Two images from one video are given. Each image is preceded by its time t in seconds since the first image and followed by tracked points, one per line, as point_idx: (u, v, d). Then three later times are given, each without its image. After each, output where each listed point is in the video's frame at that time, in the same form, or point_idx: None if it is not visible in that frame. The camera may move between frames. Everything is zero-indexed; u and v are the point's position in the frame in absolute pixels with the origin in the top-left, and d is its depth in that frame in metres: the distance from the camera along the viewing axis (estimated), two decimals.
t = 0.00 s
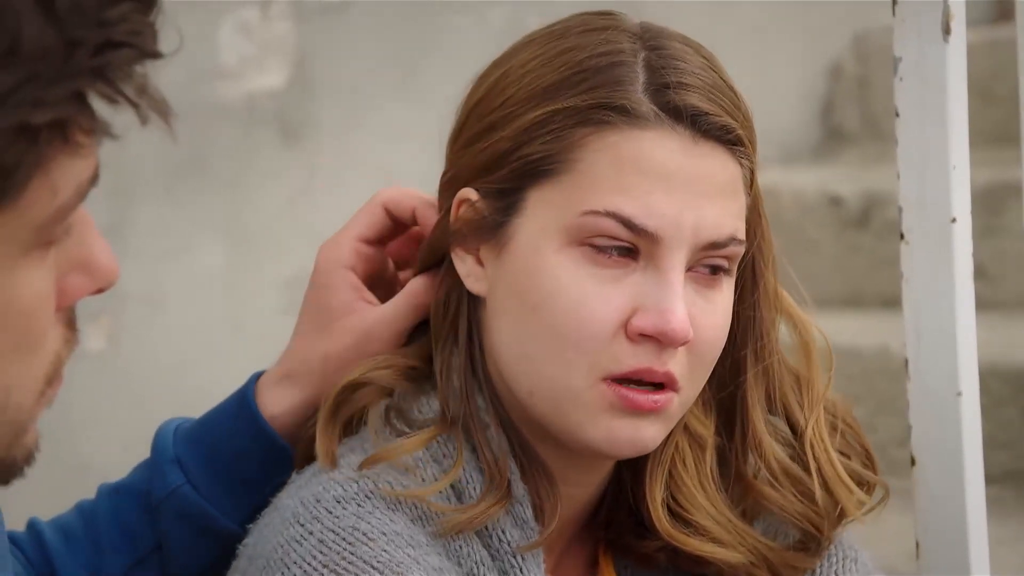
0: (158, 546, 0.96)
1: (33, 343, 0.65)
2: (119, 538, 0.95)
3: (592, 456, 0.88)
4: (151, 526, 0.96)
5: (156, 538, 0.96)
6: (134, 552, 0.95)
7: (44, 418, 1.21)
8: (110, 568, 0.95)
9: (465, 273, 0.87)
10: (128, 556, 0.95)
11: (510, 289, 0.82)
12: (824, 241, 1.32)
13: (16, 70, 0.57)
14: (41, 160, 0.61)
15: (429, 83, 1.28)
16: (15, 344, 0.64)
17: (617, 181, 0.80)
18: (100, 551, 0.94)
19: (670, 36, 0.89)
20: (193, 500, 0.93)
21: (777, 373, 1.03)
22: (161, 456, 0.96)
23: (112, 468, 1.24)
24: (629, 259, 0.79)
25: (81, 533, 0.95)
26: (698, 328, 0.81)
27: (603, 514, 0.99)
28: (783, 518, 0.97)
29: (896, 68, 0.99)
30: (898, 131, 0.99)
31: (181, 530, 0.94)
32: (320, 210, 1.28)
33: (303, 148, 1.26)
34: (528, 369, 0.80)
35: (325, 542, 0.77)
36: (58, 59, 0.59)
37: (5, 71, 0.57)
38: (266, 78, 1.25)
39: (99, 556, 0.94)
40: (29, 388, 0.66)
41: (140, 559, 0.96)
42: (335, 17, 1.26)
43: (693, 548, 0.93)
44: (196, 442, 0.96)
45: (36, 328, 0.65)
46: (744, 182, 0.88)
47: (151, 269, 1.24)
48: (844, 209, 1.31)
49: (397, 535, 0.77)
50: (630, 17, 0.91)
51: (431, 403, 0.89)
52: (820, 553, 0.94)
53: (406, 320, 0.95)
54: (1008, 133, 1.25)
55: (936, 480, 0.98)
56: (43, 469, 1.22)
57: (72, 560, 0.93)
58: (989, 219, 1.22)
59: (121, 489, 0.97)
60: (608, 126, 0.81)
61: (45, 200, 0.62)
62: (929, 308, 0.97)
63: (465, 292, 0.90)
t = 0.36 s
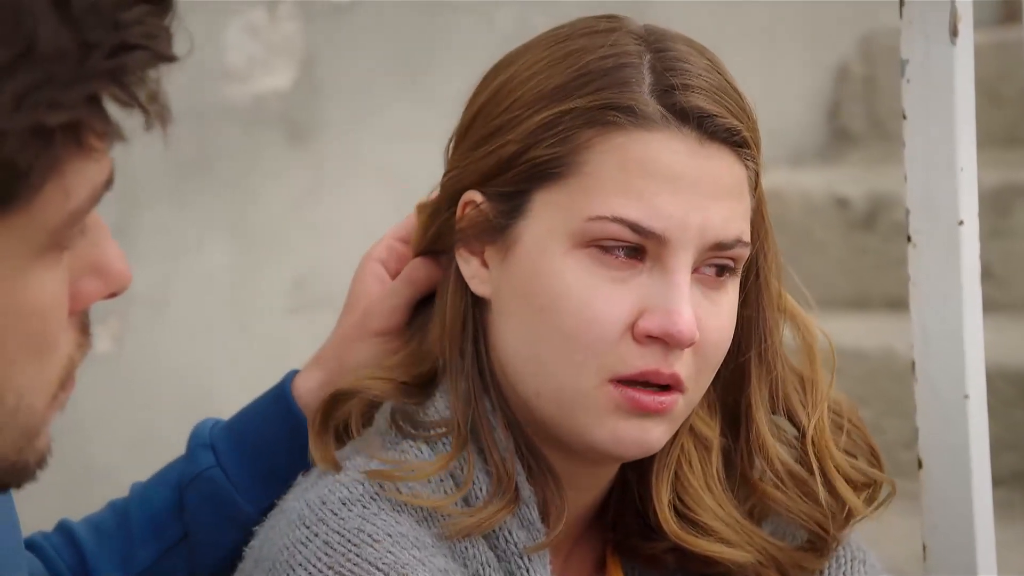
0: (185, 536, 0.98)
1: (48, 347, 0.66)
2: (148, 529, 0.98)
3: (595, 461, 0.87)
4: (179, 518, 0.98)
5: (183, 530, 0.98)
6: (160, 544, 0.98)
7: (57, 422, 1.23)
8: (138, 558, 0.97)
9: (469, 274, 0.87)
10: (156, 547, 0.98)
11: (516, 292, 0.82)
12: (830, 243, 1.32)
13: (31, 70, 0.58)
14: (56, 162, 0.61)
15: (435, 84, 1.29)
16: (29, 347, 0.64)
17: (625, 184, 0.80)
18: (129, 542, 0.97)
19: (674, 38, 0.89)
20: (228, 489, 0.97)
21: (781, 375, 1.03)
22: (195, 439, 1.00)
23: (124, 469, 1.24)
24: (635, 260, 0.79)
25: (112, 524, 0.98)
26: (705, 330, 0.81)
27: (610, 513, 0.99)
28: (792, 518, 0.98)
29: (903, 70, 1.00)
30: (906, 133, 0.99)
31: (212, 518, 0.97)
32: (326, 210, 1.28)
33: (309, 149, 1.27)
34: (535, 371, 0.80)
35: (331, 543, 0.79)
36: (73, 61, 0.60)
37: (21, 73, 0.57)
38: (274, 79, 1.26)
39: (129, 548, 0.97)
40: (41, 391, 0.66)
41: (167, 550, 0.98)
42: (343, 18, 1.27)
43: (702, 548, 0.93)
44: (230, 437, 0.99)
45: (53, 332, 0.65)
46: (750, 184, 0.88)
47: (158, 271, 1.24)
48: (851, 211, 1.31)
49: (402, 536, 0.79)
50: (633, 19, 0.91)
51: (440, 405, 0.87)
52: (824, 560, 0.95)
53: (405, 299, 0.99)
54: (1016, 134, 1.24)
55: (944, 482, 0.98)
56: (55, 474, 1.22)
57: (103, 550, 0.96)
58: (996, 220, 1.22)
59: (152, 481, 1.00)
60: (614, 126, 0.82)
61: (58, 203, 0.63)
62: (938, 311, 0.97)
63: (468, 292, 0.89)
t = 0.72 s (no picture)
0: (202, 544, 1.00)
1: (69, 348, 0.66)
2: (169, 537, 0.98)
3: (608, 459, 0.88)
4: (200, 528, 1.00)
5: (200, 536, 1.00)
6: (179, 552, 0.99)
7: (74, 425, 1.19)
8: (157, 565, 0.98)
9: (477, 275, 0.87)
10: (175, 555, 0.98)
11: (527, 289, 0.82)
12: (837, 244, 1.33)
13: (61, 73, 0.58)
14: (81, 163, 0.62)
15: (443, 84, 1.29)
16: (48, 347, 0.65)
17: (634, 181, 0.80)
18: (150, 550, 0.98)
19: (676, 36, 0.89)
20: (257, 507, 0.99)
21: (792, 372, 1.03)
22: (224, 446, 1.03)
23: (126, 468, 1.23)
24: (647, 255, 0.79)
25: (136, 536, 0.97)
26: (715, 327, 0.82)
27: (622, 510, 0.99)
28: (806, 514, 0.98)
29: (913, 70, 1.00)
30: (914, 132, 0.99)
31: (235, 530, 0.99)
32: (333, 208, 1.28)
33: (317, 148, 1.27)
34: (547, 369, 0.80)
35: (338, 542, 0.79)
36: (100, 63, 0.60)
37: (48, 76, 0.58)
38: (281, 78, 1.25)
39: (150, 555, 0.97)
40: (62, 391, 0.67)
41: (184, 558, 0.99)
42: (351, 18, 1.27)
43: (717, 545, 0.93)
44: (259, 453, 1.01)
45: (74, 333, 0.66)
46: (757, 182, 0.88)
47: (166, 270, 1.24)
48: (859, 211, 1.32)
49: (410, 535, 0.79)
50: (635, 18, 0.91)
51: (448, 406, 0.88)
52: (839, 554, 0.95)
53: (419, 307, 1.00)
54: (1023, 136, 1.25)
55: (953, 482, 0.98)
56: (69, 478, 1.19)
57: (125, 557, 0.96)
58: (1004, 222, 1.22)
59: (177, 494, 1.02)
60: (621, 124, 0.82)
61: (81, 205, 0.63)
62: (946, 311, 0.97)
63: (474, 291, 0.90)
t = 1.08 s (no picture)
0: (206, 546, 1.00)
1: (72, 348, 0.66)
2: (173, 539, 0.99)
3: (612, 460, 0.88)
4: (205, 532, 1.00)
5: (205, 539, 1.00)
6: (183, 554, 0.99)
7: (74, 422, 1.18)
8: (161, 569, 0.98)
9: (478, 286, 0.87)
10: (179, 557, 0.99)
11: (535, 296, 0.81)
12: (837, 246, 1.33)
13: (66, 75, 0.59)
14: (88, 164, 0.62)
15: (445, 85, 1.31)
16: (50, 348, 0.65)
17: (638, 181, 0.80)
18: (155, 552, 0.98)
19: (656, 35, 0.90)
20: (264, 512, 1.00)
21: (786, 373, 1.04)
22: (232, 450, 1.03)
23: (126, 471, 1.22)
24: (654, 252, 0.80)
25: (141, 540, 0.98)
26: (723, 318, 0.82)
27: (620, 515, 0.99)
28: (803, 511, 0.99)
29: (909, 73, 1.00)
30: (911, 134, 0.99)
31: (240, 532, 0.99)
32: (334, 209, 1.28)
33: (317, 148, 1.27)
34: (552, 367, 0.81)
35: (335, 546, 0.80)
36: (106, 66, 0.60)
37: (55, 78, 0.59)
38: (279, 80, 1.24)
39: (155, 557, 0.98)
40: (64, 393, 0.67)
41: (189, 559, 1.00)
42: (350, 21, 1.27)
43: (714, 544, 0.94)
44: (267, 457, 1.01)
45: (76, 333, 0.66)
46: (748, 170, 0.89)
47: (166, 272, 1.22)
48: (857, 214, 1.31)
49: (407, 539, 0.80)
50: (609, 22, 0.91)
51: (450, 417, 0.88)
52: (835, 557, 0.97)
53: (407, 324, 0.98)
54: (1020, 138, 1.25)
55: (951, 486, 0.98)
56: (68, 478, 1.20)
57: (131, 564, 0.96)
58: (1002, 223, 1.22)
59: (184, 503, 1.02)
60: (621, 122, 0.82)
61: (86, 208, 0.63)
62: (945, 314, 0.98)
63: (471, 297, 0.90)
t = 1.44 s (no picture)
0: (197, 560, 1.00)
1: (68, 353, 0.66)
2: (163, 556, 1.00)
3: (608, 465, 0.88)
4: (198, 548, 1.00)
5: (196, 553, 1.00)
6: (173, 569, 0.99)
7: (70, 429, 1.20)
8: None
9: (473, 294, 0.87)
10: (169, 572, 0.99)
11: (532, 303, 0.82)
12: (833, 250, 1.33)
13: (57, 78, 0.59)
14: (78, 169, 0.62)
15: (439, 87, 1.30)
16: (47, 352, 0.65)
17: (636, 187, 0.80)
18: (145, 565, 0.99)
19: (642, 40, 0.90)
20: (259, 527, 0.99)
21: (776, 377, 1.05)
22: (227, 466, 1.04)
23: (122, 478, 1.22)
24: (653, 256, 0.80)
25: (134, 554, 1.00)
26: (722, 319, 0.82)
27: (614, 519, 0.98)
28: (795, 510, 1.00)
29: (904, 78, 1.00)
30: (906, 141, 0.99)
31: (232, 546, 0.99)
32: (331, 214, 1.28)
33: (314, 154, 1.27)
34: (555, 372, 0.81)
35: (327, 557, 0.80)
36: (97, 69, 0.60)
37: (45, 81, 0.58)
38: (276, 87, 1.26)
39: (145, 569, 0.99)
40: (60, 399, 0.67)
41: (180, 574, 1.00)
42: (346, 25, 1.27)
43: (708, 544, 0.95)
44: (268, 472, 1.00)
45: (72, 338, 0.66)
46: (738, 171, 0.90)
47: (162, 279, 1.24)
48: (852, 219, 1.32)
49: (399, 549, 0.80)
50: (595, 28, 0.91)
51: (445, 428, 0.88)
52: (828, 563, 0.97)
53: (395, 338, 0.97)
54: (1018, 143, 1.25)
55: (946, 489, 0.98)
56: (65, 486, 1.21)
57: None
58: (998, 228, 1.22)
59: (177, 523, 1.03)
60: (617, 127, 0.82)
61: (78, 212, 0.63)
62: (941, 318, 0.98)
63: (464, 303, 0.90)
